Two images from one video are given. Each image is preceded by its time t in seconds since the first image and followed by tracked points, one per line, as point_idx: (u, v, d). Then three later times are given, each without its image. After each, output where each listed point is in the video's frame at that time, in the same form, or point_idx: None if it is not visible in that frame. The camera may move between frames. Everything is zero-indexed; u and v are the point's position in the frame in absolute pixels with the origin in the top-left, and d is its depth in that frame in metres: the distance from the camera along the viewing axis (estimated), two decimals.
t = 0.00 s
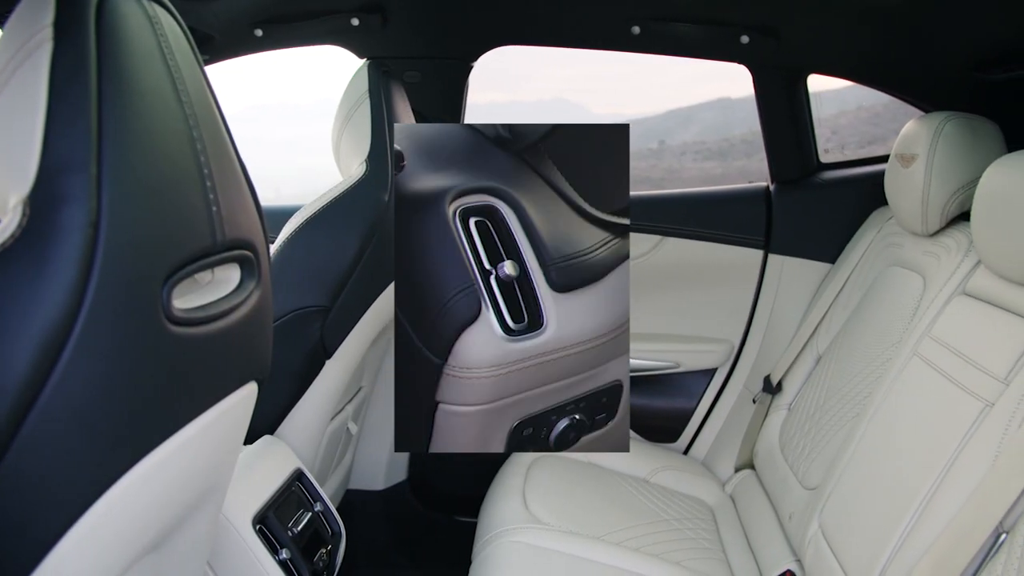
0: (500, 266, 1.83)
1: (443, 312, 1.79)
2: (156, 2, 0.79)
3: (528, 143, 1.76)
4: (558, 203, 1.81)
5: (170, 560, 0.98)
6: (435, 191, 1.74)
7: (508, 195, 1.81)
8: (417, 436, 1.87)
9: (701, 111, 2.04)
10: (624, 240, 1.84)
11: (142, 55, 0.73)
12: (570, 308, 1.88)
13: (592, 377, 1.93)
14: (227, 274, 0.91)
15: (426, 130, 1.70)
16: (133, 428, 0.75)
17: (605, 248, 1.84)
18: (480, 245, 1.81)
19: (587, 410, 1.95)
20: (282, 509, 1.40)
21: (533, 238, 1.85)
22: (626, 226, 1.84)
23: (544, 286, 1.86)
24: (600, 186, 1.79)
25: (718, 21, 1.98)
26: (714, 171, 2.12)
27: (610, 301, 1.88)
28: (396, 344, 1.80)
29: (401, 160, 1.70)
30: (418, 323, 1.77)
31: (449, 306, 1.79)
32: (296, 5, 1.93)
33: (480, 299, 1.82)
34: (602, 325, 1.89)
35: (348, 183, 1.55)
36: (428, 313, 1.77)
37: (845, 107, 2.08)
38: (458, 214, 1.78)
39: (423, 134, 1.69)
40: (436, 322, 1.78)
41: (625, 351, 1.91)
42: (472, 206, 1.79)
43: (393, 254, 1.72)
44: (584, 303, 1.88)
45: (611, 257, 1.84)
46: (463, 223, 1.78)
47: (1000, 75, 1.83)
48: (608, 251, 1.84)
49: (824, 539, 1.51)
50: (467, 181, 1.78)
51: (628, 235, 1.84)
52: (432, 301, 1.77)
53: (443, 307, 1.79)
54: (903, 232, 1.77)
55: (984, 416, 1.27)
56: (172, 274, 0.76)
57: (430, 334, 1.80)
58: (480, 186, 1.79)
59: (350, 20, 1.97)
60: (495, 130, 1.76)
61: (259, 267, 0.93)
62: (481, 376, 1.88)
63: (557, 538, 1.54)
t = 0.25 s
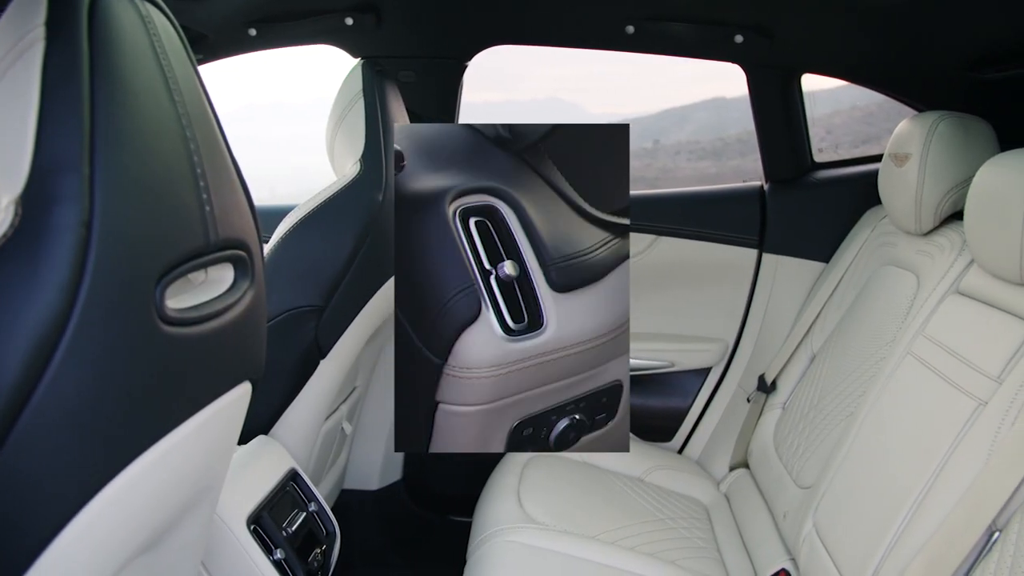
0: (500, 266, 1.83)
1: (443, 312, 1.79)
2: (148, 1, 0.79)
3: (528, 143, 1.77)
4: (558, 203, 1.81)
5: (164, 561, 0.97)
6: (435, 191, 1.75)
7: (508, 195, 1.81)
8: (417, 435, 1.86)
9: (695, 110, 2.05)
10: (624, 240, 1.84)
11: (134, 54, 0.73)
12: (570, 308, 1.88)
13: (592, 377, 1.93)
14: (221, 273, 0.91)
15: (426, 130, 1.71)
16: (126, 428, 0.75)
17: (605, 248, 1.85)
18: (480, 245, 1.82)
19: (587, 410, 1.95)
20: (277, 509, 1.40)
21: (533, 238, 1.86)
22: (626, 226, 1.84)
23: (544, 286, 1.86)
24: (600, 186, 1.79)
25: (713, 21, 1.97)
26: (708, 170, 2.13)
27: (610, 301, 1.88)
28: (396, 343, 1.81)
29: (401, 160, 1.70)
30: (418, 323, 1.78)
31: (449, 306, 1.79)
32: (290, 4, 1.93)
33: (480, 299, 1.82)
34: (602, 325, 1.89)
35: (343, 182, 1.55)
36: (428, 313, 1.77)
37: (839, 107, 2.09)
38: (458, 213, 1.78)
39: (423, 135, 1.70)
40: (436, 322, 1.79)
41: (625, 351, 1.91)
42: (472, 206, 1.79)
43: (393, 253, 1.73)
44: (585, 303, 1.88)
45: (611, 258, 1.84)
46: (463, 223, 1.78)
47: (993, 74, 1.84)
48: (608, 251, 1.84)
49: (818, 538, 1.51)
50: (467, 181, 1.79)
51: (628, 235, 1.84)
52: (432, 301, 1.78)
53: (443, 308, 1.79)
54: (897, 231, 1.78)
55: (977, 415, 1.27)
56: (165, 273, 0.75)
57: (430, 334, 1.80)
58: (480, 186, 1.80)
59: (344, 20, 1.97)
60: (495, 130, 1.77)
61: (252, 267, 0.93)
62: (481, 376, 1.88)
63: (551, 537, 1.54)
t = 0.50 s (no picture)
0: (500, 266, 1.84)
1: (443, 312, 1.81)
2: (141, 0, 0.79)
3: (528, 143, 1.78)
4: (558, 203, 1.82)
5: (157, 562, 0.97)
6: (435, 191, 1.76)
7: (508, 196, 1.82)
8: (417, 435, 1.87)
9: (691, 109, 2.05)
10: (624, 240, 1.85)
11: (127, 53, 0.73)
12: (570, 308, 1.88)
13: (592, 377, 1.94)
14: (215, 273, 0.90)
15: (426, 130, 1.73)
16: (119, 429, 0.74)
17: (605, 248, 1.85)
18: (480, 245, 1.83)
19: (587, 410, 1.95)
20: (271, 509, 1.40)
21: (533, 238, 1.87)
22: (626, 226, 1.85)
23: (544, 286, 1.87)
24: (600, 186, 1.80)
25: (707, 20, 1.97)
26: (703, 169, 2.13)
27: (610, 301, 1.88)
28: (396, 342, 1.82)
29: (401, 160, 1.72)
30: (418, 322, 1.79)
31: (449, 306, 1.81)
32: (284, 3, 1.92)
33: (480, 299, 1.83)
34: (602, 325, 1.90)
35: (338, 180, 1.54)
36: (428, 313, 1.79)
37: (833, 106, 2.09)
38: (458, 214, 1.80)
39: (423, 135, 1.72)
40: (436, 322, 1.80)
41: (625, 351, 1.92)
42: (473, 206, 1.81)
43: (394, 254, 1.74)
44: (585, 303, 1.88)
45: (611, 258, 1.85)
46: (463, 223, 1.79)
47: (987, 75, 1.85)
48: (608, 251, 1.85)
49: (813, 537, 1.51)
50: (467, 182, 1.80)
51: (628, 235, 1.85)
52: (432, 301, 1.79)
53: (443, 308, 1.80)
54: (891, 230, 1.78)
55: (971, 413, 1.27)
56: (158, 273, 0.75)
57: (430, 334, 1.82)
58: (480, 186, 1.81)
59: (339, 19, 1.97)
60: (495, 130, 1.78)
61: (246, 267, 0.93)
62: (481, 376, 1.89)
63: (546, 536, 1.54)
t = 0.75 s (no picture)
0: (500, 266, 1.84)
1: (443, 312, 1.80)
2: None
3: (528, 143, 1.77)
4: (558, 203, 1.82)
5: (150, 562, 0.97)
6: (434, 191, 1.76)
7: (508, 195, 1.82)
8: (418, 435, 1.88)
9: (685, 109, 2.06)
10: (624, 240, 1.84)
11: (119, 53, 0.72)
12: (571, 307, 1.89)
13: (592, 377, 1.94)
14: (207, 273, 0.90)
15: (426, 130, 1.73)
16: (111, 430, 0.74)
17: (605, 248, 1.85)
18: (480, 245, 1.82)
19: (587, 410, 1.96)
20: (265, 510, 1.39)
21: (533, 238, 1.87)
22: (626, 226, 1.84)
23: (544, 286, 1.87)
24: (600, 186, 1.79)
25: (700, 20, 1.97)
26: (697, 168, 2.14)
27: (610, 301, 1.88)
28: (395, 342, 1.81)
29: (401, 160, 1.73)
30: (418, 322, 1.79)
31: (449, 306, 1.80)
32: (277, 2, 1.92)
33: (480, 299, 1.82)
34: (601, 325, 1.90)
35: (332, 179, 1.54)
36: (427, 313, 1.79)
37: (827, 105, 2.09)
38: (458, 213, 1.79)
39: (423, 135, 1.72)
40: (436, 322, 1.80)
41: (625, 351, 1.92)
42: (473, 205, 1.80)
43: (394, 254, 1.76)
44: (584, 303, 1.89)
45: (611, 258, 1.84)
46: (463, 223, 1.78)
47: (980, 73, 1.85)
48: (608, 251, 1.85)
49: (806, 536, 1.52)
50: (467, 181, 1.80)
51: (627, 236, 1.84)
52: (432, 301, 1.79)
53: (443, 308, 1.80)
54: (883, 229, 1.79)
55: (963, 411, 1.28)
56: (150, 273, 0.75)
57: (430, 334, 1.81)
58: (480, 186, 1.81)
59: (331, 19, 1.96)
60: (495, 130, 1.77)
61: (239, 267, 0.93)
62: (481, 376, 1.89)
63: (540, 536, 1.54)
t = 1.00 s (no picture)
0: (500, 266, 1.84)
1: (443, 312, 1.81)
2: None
3: (528, 143, 1.77)
4: (558, 203, 1.82)
5: (143, 563, 0.97)
6: (434, 191, 1.77)
7: (508, 195, 1.82)
8: (418, 435, 1.92)
9: (679, 108, 2.06)
10: (624, 240, 1.84)
11: (111, 52, 0.72)
12: (571, 307, 1.89)
13: (592, 377, 1.94)
14: (200, 273, 0.90)
15: (426, 130, 1.74)
16: (103, 430, 0.74)
17: (605, 248, 1.85)
18: (480, 245, 1.82)
19: (587, 410, 1.96)
20: (259, 510, 1.39)
21: (533, 238, 1.87)
22: (626, 226, 1.84)
23: (544, 286, 1.87)
24: (600, 186, 1.79)
25: (693, 19, 1.98)
26: (692, 168, 2.14)
27: (610, 301, 1.88)
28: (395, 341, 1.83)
29: (401, 160, 1.76)
30: (418, 323, 1.81)
31: (449, 306, 1.81)
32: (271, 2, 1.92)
33: (480, 299, 1.83)
34: (602, 325, 1.90)
35: (324, 180, 1.52)
36: (427, 313, 1.80)
37: (821, 105, 2.09)
38: (458, 213, 1.79)
39: (422, 134, 1.74)
40: (436, 322, 1.81)
41: (625, 351, 1.92)
42: (472, 206, 1.81)
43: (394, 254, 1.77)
44: (584, 303, 1.89)
45: (611, 258, 1.84)
46: (463, 223, 1.79)
47: (975, 72, 1.85)
48: (608, 251, 1.85)
49: (800, 535, 1.52)
50: (467, 181, 1.80)
51: (627, 235, 1.84)
52: (432, 301, 1.80)
53: (443, 308, 1.81)
54: (877, 228, 1.79)
55: (956, 410, 1.28)
56: (143, 273, 0.75)
57: (430, 334, 1.82)
58: (480, 186, 1.81)
59: (325, 18, 1.97)
60: (495, 130, 1.77)
61: (232, 267, 0.93)
62: (481, 376, 1.91)
63: (535, 535, 1.54)
